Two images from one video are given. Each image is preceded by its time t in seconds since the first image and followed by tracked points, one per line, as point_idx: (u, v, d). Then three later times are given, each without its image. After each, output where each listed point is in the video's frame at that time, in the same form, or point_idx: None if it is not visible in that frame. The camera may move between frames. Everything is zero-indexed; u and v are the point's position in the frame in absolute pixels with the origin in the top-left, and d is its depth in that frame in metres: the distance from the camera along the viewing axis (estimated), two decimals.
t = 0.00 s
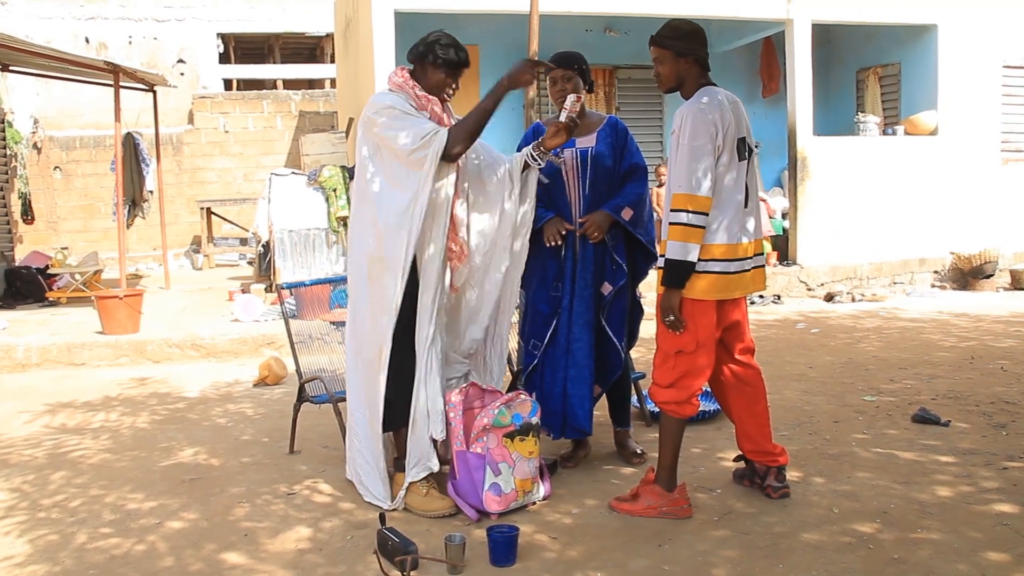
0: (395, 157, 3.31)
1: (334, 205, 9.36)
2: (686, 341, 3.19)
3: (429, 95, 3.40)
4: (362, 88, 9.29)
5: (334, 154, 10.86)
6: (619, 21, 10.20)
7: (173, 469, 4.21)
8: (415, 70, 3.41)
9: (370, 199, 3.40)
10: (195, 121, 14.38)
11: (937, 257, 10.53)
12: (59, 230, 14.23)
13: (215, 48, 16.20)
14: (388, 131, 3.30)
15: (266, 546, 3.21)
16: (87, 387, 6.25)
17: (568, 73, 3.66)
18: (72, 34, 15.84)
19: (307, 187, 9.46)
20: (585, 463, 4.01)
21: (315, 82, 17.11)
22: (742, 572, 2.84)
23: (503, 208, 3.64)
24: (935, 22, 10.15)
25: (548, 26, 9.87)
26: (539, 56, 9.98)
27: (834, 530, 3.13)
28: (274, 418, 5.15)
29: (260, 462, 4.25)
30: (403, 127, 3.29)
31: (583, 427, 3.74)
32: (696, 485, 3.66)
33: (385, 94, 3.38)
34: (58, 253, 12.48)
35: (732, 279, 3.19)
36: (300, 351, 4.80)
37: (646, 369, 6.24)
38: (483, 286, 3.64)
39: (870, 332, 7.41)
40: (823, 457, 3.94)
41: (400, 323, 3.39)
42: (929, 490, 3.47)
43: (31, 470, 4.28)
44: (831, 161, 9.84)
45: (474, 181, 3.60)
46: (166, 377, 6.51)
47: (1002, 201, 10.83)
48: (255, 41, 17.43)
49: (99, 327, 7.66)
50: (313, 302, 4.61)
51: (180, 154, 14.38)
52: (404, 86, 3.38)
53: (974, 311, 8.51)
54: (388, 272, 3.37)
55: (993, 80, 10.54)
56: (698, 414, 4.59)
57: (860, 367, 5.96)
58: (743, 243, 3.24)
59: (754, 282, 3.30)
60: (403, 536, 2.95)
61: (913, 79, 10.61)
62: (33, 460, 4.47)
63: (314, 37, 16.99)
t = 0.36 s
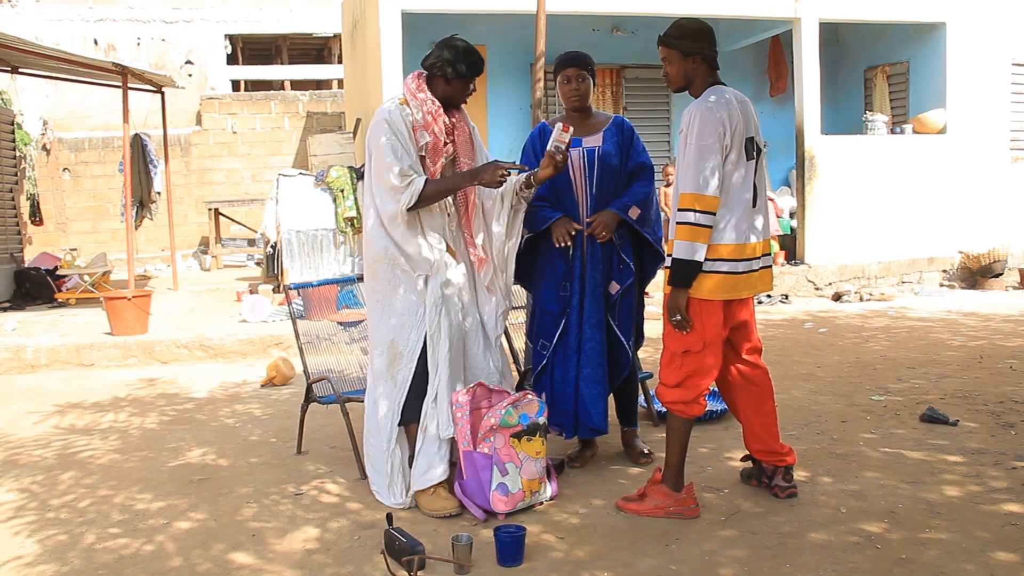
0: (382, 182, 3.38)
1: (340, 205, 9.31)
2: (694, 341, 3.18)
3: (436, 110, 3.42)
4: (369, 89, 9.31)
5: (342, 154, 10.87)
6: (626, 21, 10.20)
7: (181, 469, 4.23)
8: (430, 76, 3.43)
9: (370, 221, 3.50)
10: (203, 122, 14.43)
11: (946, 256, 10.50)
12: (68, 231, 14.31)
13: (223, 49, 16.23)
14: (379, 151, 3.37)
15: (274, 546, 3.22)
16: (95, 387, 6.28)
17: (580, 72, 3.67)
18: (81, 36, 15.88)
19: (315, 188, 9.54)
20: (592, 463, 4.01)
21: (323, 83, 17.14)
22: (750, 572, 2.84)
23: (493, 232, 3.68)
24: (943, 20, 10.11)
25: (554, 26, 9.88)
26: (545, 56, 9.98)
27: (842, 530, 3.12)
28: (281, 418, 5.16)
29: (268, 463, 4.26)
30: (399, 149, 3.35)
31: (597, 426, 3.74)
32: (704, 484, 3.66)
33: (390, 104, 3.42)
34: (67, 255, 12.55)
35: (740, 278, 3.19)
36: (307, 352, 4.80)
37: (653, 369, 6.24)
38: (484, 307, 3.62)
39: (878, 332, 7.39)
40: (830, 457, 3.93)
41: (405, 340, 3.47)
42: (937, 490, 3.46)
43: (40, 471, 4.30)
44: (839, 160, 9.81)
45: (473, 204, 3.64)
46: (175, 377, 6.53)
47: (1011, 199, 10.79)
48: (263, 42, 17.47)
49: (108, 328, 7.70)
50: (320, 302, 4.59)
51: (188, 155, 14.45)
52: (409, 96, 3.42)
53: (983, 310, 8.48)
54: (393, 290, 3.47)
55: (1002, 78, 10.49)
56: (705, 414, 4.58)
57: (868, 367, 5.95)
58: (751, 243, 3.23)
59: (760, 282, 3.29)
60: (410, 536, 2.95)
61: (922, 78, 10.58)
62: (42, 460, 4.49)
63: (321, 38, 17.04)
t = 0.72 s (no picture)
0: (387, 182, 3.40)
1: (347, 207, 9.36)
2: (699, 342, 3.18)
3: (439, 107, 3.44)
4: (375, 91, 9.32)
5: (348, 156, 10.89)
6: (630, 22, 10.21)
7: (188, 471, 4.24)
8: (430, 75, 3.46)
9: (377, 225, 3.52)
10: (209, 125, 14.46)
11: (953, 255, 10.48)
12: (75, 234, 14.36)
13: (229, 53, 16.28)
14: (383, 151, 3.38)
15: (281, 547, 3.23)
16: (103, 390, 6.30)
17: (586, 72, 3.67)
18: (88, 40, 15.94)
19: (321, 190, 9.48)
20: (598, 464, 4.01)
21: (328, 85, 17.18)
22: (756, 572, 2.83)
23: (504, 235, 3.64)
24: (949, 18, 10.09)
25: (558, 28, 9.89)
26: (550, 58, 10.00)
27: (849, 530, 3.11)
28: (288, 420, 5.18)
29: (275, 464, 4.27)
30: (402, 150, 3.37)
31: (604, 427, 3.74)
32: (710, 485, 3.65)
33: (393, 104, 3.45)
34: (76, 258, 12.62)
35: (745, 279, 3.19)
36: (314, 354, 4.72)
37: (659, 370, 6.24)
38: (488, 312, 3.68)
39: (885, 331, 7.38)
40: (837, 457, 3.92)
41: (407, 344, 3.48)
42: (945, 490, 3.45)
43: (48, 473, 4.32)
44: (846, 161, 9.79)
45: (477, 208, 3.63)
46: (182, 380, 6.56)
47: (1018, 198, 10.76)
48: (268, 45, 17.52)
49: (115, 331, 7.73)
50: (326, 304, 4.65)
51: (195, 158, 14.50)
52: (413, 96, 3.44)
53: (991, 309, 8.45)
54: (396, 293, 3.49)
55: (1008, 77, 10.46)
56: (712, 415, 4.58)
57: (875, 366, 5.94)
58: (757, 243, 3.23)
59: (766, 283, 3.29)
60: (416, 537, 2.96)
61: (928, 78, 10.54)
62: (50, 462, 4.51)
63: (326, 41, 17.08)
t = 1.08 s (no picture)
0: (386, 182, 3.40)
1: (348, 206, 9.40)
2: (700, 341, 3.18)
3: (437, 109, 3.46)
4: (376, 91, 9.32)
5: (349, 156, 10.88)
6: (632, 21, 10.18)
7: (189, 471, 4.24)
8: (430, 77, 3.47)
9: (379, 219, 3.51)
10: (211, 125, 14.46)
11: (955, 254, 10.47)
12: (77, 234, 14.39)
13: (231, 52, 16.29)
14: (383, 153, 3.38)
15: (281, 547, 3.23)
16: (105, 390, 6.31)
17: (588, 71, 3.67)
18: (90, 40, 15.97)
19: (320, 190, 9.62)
20: (599, 463, 4.00)
21: (330, 85, 17.18)
22: (757, 571, 2.83)
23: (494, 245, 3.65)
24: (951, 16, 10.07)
25: (559, 27, 9.89)
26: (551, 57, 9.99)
27: (850, 529, 3.11)
28: (289, 420, 5.17)
29: (276, 464, 4.27)
30: (401, 149, 3.37)
31: (604, 426, 3.74)
32: (711, 484, 3.65)
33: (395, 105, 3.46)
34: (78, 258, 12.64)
35: (746, 278, 3.18)
36: (315, 354, 4.77)
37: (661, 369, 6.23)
38: (486, 316, 3.68)
39: (886, 330, 7.37)
40: (838, 457, 3.91)
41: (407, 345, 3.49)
42: (946, 489, 3.45)
43: (50, 473, 4.33)
44: (848, 160, 9.78)
45: (473, 215, 3.62)
46: (183, 380, 6.56)
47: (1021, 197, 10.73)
48: (270, 45, 17.53)
49: (116, 331, 7.73)
50: (327, 303, 4.61)
51: (196, 158, 14.51)
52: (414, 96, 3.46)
53: (993, 308, 8.43)
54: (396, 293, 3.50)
55: (1011, 75, 10.44)
56: (713, 414, 4.57)
57: (876, 365, 5.93)
58: (758, 242, 3.23)
59: (768, 282, 3.28)
60: (417, 537, 2.96)
61: (930, 76, 10.51)
62: (51, 462, 4.52)
63: (328, 41, 17.08)
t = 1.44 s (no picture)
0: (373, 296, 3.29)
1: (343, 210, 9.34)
2: (696, 344, 3.19)
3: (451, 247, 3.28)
4: (371, 94, 9.32)
5: (344, 159, 10.87)
6: (627, 25, 10.22)
7: (183, 474, 4.23)
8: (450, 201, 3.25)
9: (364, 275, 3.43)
10: (205, 128, 14.46)
11: (948, 257, 10.53)
12: (71, 237, 14.37)
13: (226, 56, 16.28)
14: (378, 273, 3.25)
15: (276, 550, 3.22)
16: (99, 393, 6.29)
17: (582, 74, 3.69)
18: (84, 43, 15.93)
19: (315, 194, 9.57)
20: (594, 466, 4.00)
21: (325, 88, 17.18)
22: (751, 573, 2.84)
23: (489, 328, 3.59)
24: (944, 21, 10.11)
25: (555, 32, 9.92)
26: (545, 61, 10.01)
27: (844, 531, 3.12)
28: (284, 423, 5.17)
29: (270, 467, 4.27)
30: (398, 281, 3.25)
31: (598, 429, 3.76)
32: (705, 487, 3.65)
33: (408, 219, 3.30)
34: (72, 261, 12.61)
35: (742, 281, 3.19)
36: (309, 357, 4.76)
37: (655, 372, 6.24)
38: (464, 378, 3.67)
39: (880, 333, 7.39)
40: (832, 459, 3.92)
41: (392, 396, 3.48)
42: (939, 491, 3.46)
43: (43, 476, 4.31)
44: (842, 164, 9.81)
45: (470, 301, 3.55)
46: (178, 383, 6.54)
47: (1014, 201, 10.78)
48: (265, 48, 17.53)
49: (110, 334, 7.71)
50: (321, 304, 4.62)
51: (190, 161, 14.47)
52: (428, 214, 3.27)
53: (986, 311, 8.47)
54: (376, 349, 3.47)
55: (1004, 79, 10.49)
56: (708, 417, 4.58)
57: (870, 368, 5.95)
58: (753, 245, 3.24)
59: (763, 285, 3.29)
60: (411, 539, 2.96)
61: (924, 81, 10.56)
62: (45, 465, 4.51)
63: (323, 44, 17.08)
